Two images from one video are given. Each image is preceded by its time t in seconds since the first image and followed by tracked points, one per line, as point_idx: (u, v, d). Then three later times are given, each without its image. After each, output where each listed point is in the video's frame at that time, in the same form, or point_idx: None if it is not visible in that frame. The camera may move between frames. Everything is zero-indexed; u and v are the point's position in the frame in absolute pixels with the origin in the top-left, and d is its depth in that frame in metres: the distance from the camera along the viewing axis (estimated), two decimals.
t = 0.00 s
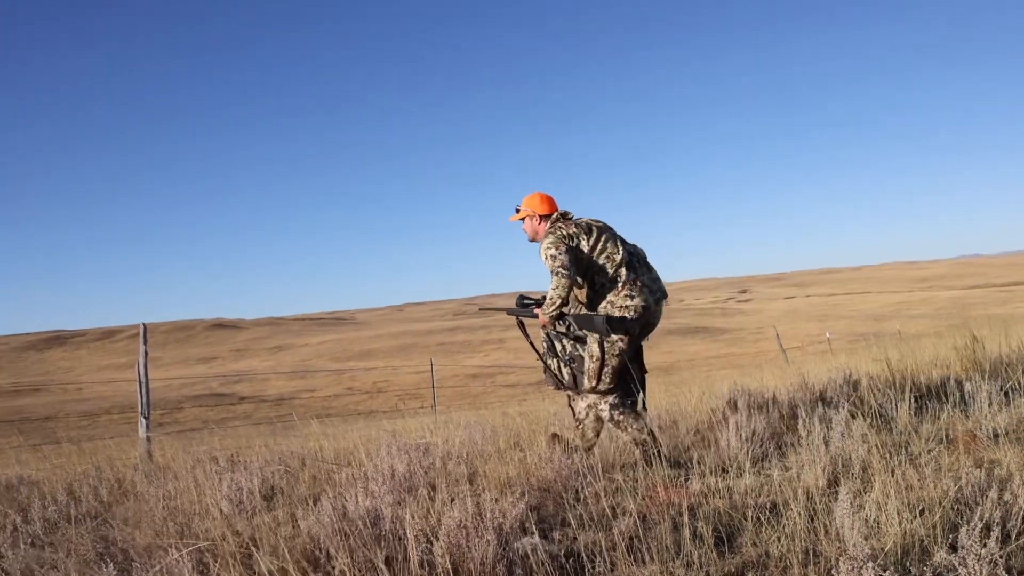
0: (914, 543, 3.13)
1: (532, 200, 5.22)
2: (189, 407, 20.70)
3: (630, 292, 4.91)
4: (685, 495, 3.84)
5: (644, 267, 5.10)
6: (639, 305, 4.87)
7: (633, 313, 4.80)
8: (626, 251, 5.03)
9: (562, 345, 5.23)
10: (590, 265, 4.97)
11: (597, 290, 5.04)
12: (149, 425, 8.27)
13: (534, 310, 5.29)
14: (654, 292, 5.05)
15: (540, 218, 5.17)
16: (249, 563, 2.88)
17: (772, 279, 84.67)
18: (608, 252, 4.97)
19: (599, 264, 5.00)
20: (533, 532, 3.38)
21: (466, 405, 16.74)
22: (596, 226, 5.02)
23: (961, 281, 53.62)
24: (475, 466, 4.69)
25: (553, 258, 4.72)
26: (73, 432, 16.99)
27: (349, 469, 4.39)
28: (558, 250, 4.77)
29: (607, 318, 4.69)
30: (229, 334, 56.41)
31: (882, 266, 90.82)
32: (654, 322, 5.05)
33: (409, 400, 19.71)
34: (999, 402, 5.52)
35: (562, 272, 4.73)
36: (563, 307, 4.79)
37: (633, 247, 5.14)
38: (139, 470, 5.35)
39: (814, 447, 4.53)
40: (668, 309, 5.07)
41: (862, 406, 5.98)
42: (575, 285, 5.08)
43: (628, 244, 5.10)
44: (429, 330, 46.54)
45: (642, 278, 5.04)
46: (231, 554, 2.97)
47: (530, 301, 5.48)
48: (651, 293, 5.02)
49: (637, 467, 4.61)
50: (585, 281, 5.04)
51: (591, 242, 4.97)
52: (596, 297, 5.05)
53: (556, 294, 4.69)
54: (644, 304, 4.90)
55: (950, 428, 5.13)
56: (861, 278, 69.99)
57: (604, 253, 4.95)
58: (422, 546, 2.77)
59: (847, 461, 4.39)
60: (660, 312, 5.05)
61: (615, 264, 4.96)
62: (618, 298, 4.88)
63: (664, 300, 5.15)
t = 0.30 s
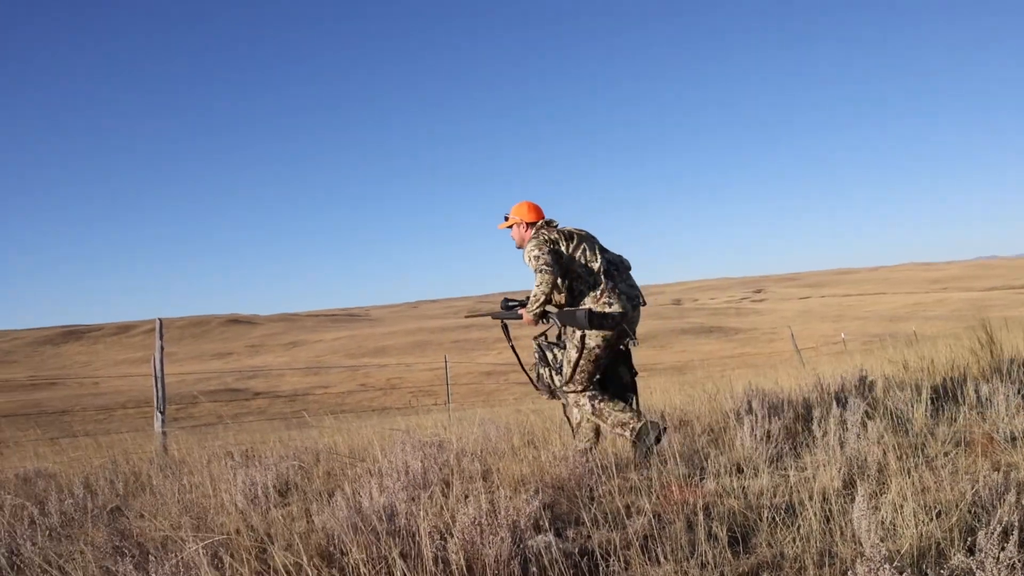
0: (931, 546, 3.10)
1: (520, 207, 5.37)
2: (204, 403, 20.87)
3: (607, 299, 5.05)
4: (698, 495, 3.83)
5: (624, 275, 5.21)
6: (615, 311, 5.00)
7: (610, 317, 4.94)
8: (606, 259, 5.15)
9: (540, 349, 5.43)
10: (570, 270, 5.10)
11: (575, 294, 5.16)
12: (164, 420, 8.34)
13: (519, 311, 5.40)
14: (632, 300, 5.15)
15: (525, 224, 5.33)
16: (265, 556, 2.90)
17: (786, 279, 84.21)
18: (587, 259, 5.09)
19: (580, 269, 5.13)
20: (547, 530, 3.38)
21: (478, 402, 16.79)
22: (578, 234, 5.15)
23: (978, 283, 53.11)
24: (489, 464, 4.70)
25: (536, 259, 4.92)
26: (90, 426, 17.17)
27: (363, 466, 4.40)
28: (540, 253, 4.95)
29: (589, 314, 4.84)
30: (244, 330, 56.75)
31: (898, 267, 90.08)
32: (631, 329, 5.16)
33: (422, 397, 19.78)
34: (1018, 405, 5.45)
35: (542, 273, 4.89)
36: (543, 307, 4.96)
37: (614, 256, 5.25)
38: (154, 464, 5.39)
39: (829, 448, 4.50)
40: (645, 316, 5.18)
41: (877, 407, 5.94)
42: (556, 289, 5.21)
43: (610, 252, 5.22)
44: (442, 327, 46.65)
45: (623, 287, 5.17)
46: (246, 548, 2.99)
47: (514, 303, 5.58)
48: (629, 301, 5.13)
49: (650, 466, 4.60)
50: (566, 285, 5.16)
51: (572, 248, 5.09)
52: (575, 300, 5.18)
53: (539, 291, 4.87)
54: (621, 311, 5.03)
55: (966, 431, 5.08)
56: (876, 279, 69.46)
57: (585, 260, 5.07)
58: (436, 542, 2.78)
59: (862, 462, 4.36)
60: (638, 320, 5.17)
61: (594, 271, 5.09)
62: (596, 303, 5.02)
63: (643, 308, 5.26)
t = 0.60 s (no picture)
0: (952, 549, 3.07)
1: (517, 210, 5.62)
2: (222, 398, 21.08)
3: (593, 302, 5.39)
4: (715, 493, 3.83)
5: (611, 280, 5.58)
6: (600, 314, 5.36)
7: (596, 318, 5.31)
8: (595, 265, 5.51)
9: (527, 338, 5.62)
10: (560, 272, 5.43)
11: (563, 296, 5.49)
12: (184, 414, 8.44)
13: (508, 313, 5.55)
14: (617, 304, 5.53)
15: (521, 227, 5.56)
16: (286, 549, 2.93)
17: (804, 279, 83.56)
18: (578, 263, 5.44)
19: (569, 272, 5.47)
20: (564, 527, 3.40)
21: (494, 400, 16.85)
22: (571, 239, 5.49)
23: (1000, 284, 52.45)
24: (508, 461, 4.73)
25: (530, 261, 5.19)
26: (110, 420, 17.41)
27: (382, 462, 4.43)
28: (534, 255, 5.23)
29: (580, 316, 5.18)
30: (261, 326, 57.17)
31: (918, 267, 89.08)
32: (615, 332, 5.52)
33: (438, 394, 19.86)
34: None
35: (535, 274, 5.19)
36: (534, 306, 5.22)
37: (603, 261, 5.60)
38: (175, 458, 5.46)
39: (849, 448, 4.47)
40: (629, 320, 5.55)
41: (897, 407, 5.88)
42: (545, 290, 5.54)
43: (599, 258, 5.57)
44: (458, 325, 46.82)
45: (608, 292, 5.49)
46: (267, 541, 3.02)
47: (505, 304, 5.67)
48: (613, 305, 5.49)
49: (669, 466, 4.61)
50: (554, 287, 5.50)
51: (564, 252, 5.43)
52: (562, 301, 5.51)
53: (530, 292, 5.13)
54: (605, 314, 5.39)
55: (989, 432, 5.02)
56: (896, 279, 68.75)
57: (575, 264, 5.42)
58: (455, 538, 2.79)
59: (882, 463, 4.33)
60: (620, 324, 5.51)
61: (583, 275, 5.44)
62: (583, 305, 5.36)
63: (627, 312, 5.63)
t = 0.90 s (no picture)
0: (981, 551, 3.02)
1: (505, 215, 5.54)
2: (244, 394, 21.31)
3: (578, 306, 5.29)
4: (737, 493, 3.81)
5: (598, 283, 5.46)
6: (586, 317, 5.26)
7: (581, 322, 5.22)
8: (580, 268, 5.39)
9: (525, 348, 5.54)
10: (546, 277, 5.35)
11: (550, 301, 5.40)
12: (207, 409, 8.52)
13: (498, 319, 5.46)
14: (604, 307, 5.41)
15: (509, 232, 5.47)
16: (312, 543, 2.95)
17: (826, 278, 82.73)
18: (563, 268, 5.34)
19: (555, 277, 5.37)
20: (587, 525, 3.38)
21: (514, 399, 16.92)
22: (556, 243, 5.38)
23: None
24: (531, 460, 4.75)
25: (517, 267, 5.13)
26: (135, 414, 17.66)
27: (405, 458, 4.46)
28: (521, 260, 5.18)
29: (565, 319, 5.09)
30: (283, 323, 57.64)
31: (943, 266, 87.79)
32: (602, 334, 5.42)
33: (457, 392, 19.85)
34: None
35: (520, 280, 5.12)
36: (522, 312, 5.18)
37: (590, 264, 5.48)
38: (199, 453, 5.50)
39: (873, 448, 4.43)
40: (616, 323, 5.44)
41: (923, 406, 5.80)
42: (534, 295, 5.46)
43: (585, 261, 5.45)
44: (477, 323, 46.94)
45: (594, 295, 5.39)
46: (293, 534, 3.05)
47: (494, 311, 5.58)
48: (600, 308, 5.38)
49: (692, 465, 4.60)
50: (541, 292, 5.42)
51: (550, 257, 5.34)
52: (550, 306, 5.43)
53: (517, 297, 5.08)
54: (591, 317, 5.29)
55: (1019, 433, 4.93)
56: (920, 279, 67.84)
57: (560, 268, 5.32)
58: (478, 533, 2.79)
59: (907, 463, 4.28)
60: (608, 327, 5.40)
61: (568, 279, 5.33)
62: (568, 309, 5.27)
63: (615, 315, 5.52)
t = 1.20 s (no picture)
0: (1013, 551, 2.97)
1: (477, 221, 5.56)
2: (268, 390, 21.55)
3: (560, 302, 5.31)
4: (763, 492, 3.79)
5: (576, 278, 5.51)
6: (570, 313, 5.27)
7: (564, 316, 5.18)
8: (559, 264, 5.43)
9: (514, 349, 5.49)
10: (527, 278, 5.36)
11: (533, 302, 5.42)
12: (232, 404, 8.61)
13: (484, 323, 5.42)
14: (585, 301, 5.45)
15: (484, 236, 5.48)
16: (339, 536, 2.99)
17: (850, 275, 81.74)
18: (541, 266, 5.35)
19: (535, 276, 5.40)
20: (611, 523, 3.39)
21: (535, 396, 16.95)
22: (534, 243, 5.41)
23: None
24: (554, 457, 4.77)
25: (496, 271, 5.13)
26: (161, 409, 17.94)
27: (429, 454, 4.49)
28: (500, 264, 5.19)
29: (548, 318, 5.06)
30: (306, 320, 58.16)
31: (970, 263, 86.33)
32: (585, 328, 5.44)
33: (478, 390, 19.89)
34: None
35: (501, 284, 5.11)
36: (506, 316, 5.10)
37: (567, 260, 5.52)
38: (225, 448, 5.57)
39: (900, 447, 4.38)
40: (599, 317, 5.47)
41: (952, 405, 5.71)
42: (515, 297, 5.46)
43: (562, 257, 5.49)
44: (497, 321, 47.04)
45: (575, 289, 5.42)
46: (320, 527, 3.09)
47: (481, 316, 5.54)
48: (581, 302, 5.40)
49: (716, 464, 4.58)
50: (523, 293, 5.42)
51: (529, 258, 5.36)
52: (533, 306, 5.44)
53: (500, 301, 5.07)
54: (575, 311, 5.30)
55: None
56: (947, 276, 66.77)
57: (540, 267, 5.34)
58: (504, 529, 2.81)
59: (935, 463, 4.23)
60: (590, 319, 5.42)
61: (548, 276, 5.35)
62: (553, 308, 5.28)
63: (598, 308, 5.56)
